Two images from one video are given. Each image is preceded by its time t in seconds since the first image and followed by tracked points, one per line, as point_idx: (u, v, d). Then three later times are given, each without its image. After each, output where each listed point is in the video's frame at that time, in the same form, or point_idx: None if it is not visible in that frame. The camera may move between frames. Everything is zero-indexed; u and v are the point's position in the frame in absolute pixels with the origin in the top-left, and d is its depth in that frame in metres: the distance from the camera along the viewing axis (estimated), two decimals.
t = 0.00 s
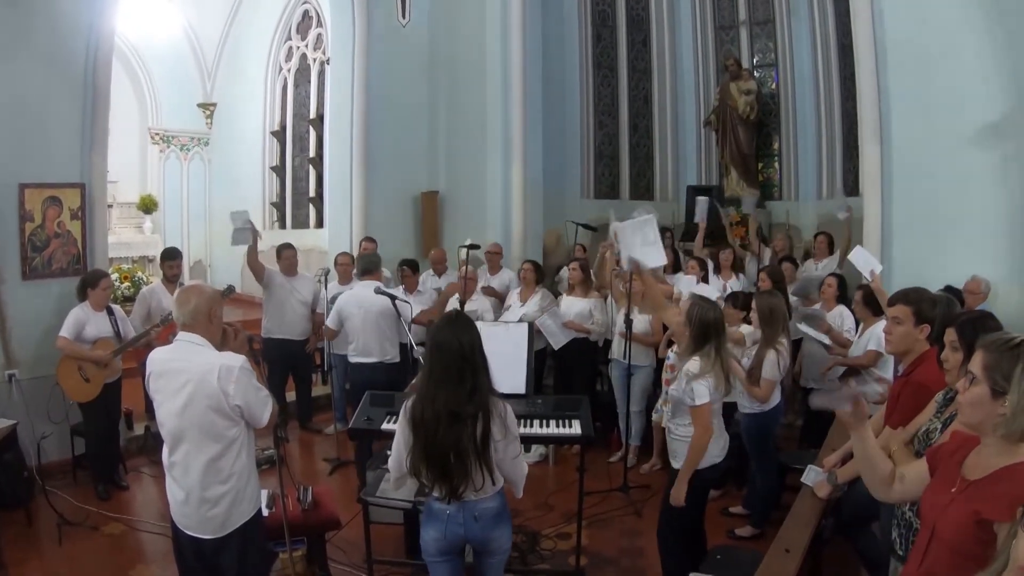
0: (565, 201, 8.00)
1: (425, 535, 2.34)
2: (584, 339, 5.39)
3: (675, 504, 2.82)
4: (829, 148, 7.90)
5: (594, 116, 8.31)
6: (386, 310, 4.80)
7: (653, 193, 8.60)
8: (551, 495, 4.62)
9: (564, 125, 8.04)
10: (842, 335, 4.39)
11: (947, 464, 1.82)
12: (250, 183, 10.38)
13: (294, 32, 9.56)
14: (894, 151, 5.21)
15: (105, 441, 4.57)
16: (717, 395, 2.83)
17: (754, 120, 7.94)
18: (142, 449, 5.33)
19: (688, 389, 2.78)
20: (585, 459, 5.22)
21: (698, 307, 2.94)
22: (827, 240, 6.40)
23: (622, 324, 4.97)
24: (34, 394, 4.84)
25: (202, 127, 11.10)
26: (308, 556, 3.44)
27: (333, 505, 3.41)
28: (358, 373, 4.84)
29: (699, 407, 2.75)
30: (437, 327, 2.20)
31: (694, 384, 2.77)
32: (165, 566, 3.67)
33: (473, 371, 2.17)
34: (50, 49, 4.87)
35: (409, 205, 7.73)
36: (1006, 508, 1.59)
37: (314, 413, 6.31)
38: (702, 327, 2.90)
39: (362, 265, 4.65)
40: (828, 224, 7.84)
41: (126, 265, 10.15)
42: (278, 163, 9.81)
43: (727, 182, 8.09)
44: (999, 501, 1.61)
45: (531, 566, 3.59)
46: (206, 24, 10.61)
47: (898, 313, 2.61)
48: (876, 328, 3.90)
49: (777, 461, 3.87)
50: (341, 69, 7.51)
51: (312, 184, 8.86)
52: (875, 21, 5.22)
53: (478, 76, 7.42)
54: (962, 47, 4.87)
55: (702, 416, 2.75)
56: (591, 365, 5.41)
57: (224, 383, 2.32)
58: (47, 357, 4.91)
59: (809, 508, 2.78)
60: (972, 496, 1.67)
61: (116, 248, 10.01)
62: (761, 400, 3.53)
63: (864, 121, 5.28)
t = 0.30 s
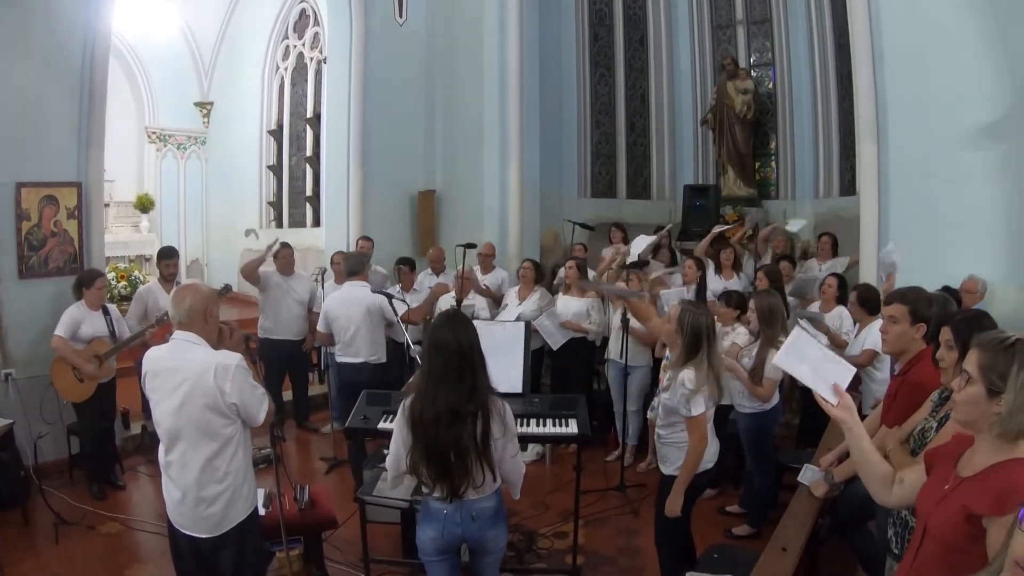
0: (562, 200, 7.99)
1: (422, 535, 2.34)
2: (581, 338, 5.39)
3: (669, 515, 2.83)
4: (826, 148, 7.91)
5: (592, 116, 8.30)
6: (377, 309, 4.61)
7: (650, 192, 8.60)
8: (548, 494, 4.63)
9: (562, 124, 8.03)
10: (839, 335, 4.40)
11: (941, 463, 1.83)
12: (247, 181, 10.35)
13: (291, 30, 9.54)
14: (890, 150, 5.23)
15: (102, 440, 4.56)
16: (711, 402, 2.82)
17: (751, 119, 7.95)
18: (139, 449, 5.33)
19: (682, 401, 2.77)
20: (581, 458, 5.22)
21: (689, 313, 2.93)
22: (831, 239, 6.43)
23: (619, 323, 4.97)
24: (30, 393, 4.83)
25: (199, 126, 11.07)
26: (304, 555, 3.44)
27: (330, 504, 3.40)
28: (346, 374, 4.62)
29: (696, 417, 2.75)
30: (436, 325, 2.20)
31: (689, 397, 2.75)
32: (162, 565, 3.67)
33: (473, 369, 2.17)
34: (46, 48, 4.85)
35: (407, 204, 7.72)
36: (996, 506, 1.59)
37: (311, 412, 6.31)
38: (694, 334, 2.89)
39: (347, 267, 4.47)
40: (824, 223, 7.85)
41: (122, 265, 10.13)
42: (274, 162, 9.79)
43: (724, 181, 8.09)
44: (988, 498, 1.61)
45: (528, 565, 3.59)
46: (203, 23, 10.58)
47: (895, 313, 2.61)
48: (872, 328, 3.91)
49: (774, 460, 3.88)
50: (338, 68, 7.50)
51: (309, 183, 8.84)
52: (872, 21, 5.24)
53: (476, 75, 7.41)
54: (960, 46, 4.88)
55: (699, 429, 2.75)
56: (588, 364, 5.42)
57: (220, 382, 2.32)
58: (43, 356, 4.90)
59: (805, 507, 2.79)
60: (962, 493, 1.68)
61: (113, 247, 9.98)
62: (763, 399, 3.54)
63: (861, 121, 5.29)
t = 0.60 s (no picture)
0: (559, 200, 7.99)
1: (413, 541, 2.35)
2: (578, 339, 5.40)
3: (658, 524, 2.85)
4: (823, 149, 7.93)
5: (589, 117, 8.30)
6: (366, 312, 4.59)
7: (648, 193, 8.63)
8: (545, 495, 4.63)
9: (559, 124, 8.03)
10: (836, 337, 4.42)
11: (937, 463, 1.83)
12: (244, 181, 10.34)
13: (288, 31, 9.54)
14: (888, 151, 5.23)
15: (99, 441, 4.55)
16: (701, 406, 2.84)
17: (748, 120, 7.96)
18: (136, 449, 5.32)
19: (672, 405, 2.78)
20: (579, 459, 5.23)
21: (683, 315, 2.92)
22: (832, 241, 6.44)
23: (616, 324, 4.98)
24: (26, 394, 4.82)
25: (196, 126, 11.05)
26: (301, 556, 3.44)
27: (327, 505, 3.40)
28: (341, 375, 4.61)
29: (685, 421, 2.76)
30: (429, 327, 2.20)
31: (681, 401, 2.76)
32: (159, 566, 3.66)
33: (464, 373, 2.17)
34: (43, 48, 4.85)
35: (405, 205, 7.72)
36: (992, 507, 1.60)
37: (308, 413, 6.31)
38: (687, 337, 2.90)
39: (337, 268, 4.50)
40: (822, 224, 7.88)
41: (119, 265, 10.11)
42: (272, 162, 9.78)
43: (721, 182, 8.11)
44: (985, 499, 1.61)
45: (525, 566, 3.59)
46: (200, 23, 10.56)
47: (891, 314, 2.61)
48: (869, 330, 3.92)
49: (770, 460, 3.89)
50: (336, 69, 7.49)
51: (307, 183, 8.84)
52: (869, 23, 5.25)
53: (473, 76, 7.41)
54: (957, 48, 4.89)
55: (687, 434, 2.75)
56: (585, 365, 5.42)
57: (216, 382, 2.31)
58: (40, 357, 4.90)
59: (802, 508, 2.79)
60: (957, 493, 1.68)
61: (110, 247, 9.97)
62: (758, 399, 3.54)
63: (858, 122, 5.31)
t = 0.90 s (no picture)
0: (557, 199, 7.99)
1: (408, 543, 2.35)
2: (575, 339, 5.39)
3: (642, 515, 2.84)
4: (821, 150, 7.95)
5: (587, 117, 8.31)
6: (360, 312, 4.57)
7: (646, 193, 8.64)
8: (543, 495, 4.63)
9: (558, 125, 8.03)
10: (835, 338, 4.43)
11: (933, 463, 1.83)
12: (242, 181, 10.32)
13: (286, 31, 9.54)
14: (886, 152, 5.24)
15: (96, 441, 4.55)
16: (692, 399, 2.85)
17: (746, 121, 7.97)
18: (133, 450, 5.31)
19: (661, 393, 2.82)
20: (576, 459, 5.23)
21: (683, 308, 2.98)
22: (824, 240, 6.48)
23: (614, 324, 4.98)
24: (24, 394, 4.82)
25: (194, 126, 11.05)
26: (299, 556, 3.43)
27: (325, 505, 3.40)
28: (338, 376, 4.60)
29: (673, 410, 2.77)
30: (422, 330, 2.21)
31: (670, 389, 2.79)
32: (156, 566, 3.66)
33: (457, 376, 2.17)
34: (41, 48, 4.84)
35: (403, 205, 7.73)
36: (992, 509, 1.61)
37: (306, 413, 6.30)
38: (684, 330, 2.93)
39: (331, 269, 4.51)
40: (819, 224, 7.90)
41: (117, 264, 10.10)
42: (270, 162, 9.78)
43: (720, 182, 8.12)
44: (984, 501, 1.63)
45: (523, 566, 3.59)
46: (198, 23, 10.55)
47: (888, 314, 2.62)
48: (867, 331, 3.94)
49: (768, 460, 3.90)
50: (334, 69, 7.49)
51: (304, 183, 8.84)
52: (867, 23, 5.26)
53: (472, 75, 7.41)
54: (955, 49, 4.91)
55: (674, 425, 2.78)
56: (583, 365, 5.42)
57: (213, 382, 2.31)
58: (37, 357, 4.89)
59: (799, 509, 2.79)
60: (956, 495, 1.69)
61: (107, 247, 9.95)
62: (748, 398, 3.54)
63: (857, 123, 5.31)
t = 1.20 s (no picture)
0: (556, 200, 7.99)
1: (407, 542, 2.36)
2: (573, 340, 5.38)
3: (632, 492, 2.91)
4: (819, 150, 7.96)
5: (586, 117, 8.32)
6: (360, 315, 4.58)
7: (644, 193, 8.65)
8: (542, 495, 4.64)
9: (556, 126, 8.03)
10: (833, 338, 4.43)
11: (932, 465, 1.83)
12: (241, 181, 10.32)
13: (285, 31, 9.53)
14: (884, 152, 5.25)
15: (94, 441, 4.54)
16: (692, 392, 2.88)
17: (745, 121, 7.96)
18: (132, 450, 5.31)
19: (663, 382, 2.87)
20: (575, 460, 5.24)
21: (687, 307, 3.00)
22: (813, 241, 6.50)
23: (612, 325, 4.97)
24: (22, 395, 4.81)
25: (193, 126, 11.06)
26: (297, 557, 3.43)
27: (323, 505, 3.40)
28: (336, 376, 4.60)
29: (668, 399, 2.84)
30: (419, 331, 2.21)
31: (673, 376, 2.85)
32: (154, 567, 3.65)
33: (454, 377, 2.17)
34: (39, 47, 4.83)
35: (401, 205, 7.73)
36: (996, 511, 1.62)
37: (304, 414, 6.30)
38: (688, 327, 2.94)
39: (327, 269, 4.48)
40: (817, 225, 7.91)
41: (116, 265, 10.10)
42: (268, 162, 9.77)
43: (718, 183, 8.12)
44: (989, 503, 1.63)
45: (521, 567, 3.60)
46: (196, 23, 10.55)
47: (887, 315, 2.62)
48: (865, 332, 3.95)
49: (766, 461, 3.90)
50: (333, 69, 7.49)
51: (303, 183, 8.85)
52: (866, 24, 5.26)
53: (470, 75, 7.40)
54: (953, 49, 4.92)
55: (668, 415, 2.82)
56: (581, 365, 5.42)
57: (211, 383, 2.31)
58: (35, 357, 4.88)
59: (797, 510, 2.80)
60: (960, 497, 1.70)
61: (106, 248, 9.94)
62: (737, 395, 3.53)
63: (855, 123, 5.32)
